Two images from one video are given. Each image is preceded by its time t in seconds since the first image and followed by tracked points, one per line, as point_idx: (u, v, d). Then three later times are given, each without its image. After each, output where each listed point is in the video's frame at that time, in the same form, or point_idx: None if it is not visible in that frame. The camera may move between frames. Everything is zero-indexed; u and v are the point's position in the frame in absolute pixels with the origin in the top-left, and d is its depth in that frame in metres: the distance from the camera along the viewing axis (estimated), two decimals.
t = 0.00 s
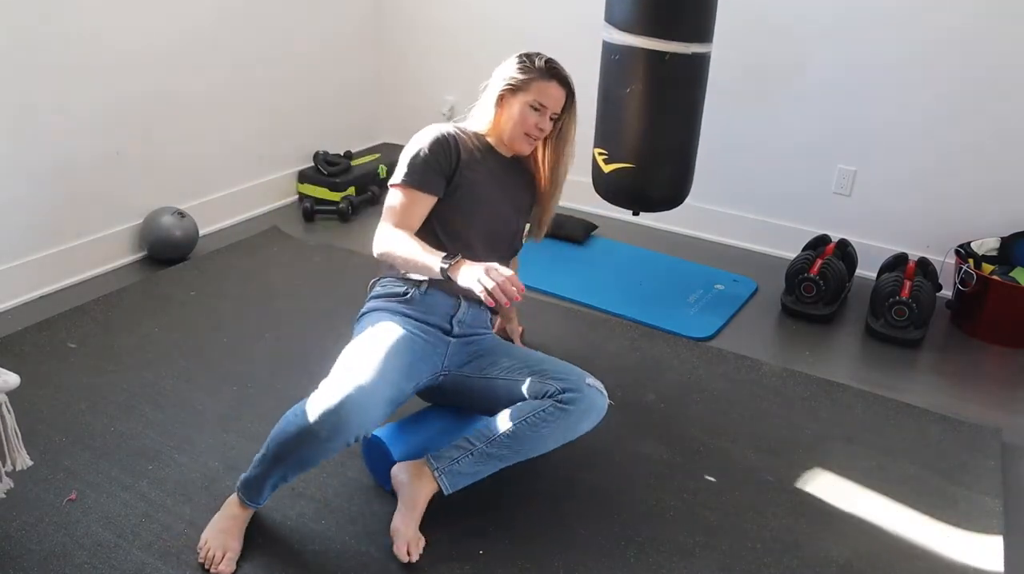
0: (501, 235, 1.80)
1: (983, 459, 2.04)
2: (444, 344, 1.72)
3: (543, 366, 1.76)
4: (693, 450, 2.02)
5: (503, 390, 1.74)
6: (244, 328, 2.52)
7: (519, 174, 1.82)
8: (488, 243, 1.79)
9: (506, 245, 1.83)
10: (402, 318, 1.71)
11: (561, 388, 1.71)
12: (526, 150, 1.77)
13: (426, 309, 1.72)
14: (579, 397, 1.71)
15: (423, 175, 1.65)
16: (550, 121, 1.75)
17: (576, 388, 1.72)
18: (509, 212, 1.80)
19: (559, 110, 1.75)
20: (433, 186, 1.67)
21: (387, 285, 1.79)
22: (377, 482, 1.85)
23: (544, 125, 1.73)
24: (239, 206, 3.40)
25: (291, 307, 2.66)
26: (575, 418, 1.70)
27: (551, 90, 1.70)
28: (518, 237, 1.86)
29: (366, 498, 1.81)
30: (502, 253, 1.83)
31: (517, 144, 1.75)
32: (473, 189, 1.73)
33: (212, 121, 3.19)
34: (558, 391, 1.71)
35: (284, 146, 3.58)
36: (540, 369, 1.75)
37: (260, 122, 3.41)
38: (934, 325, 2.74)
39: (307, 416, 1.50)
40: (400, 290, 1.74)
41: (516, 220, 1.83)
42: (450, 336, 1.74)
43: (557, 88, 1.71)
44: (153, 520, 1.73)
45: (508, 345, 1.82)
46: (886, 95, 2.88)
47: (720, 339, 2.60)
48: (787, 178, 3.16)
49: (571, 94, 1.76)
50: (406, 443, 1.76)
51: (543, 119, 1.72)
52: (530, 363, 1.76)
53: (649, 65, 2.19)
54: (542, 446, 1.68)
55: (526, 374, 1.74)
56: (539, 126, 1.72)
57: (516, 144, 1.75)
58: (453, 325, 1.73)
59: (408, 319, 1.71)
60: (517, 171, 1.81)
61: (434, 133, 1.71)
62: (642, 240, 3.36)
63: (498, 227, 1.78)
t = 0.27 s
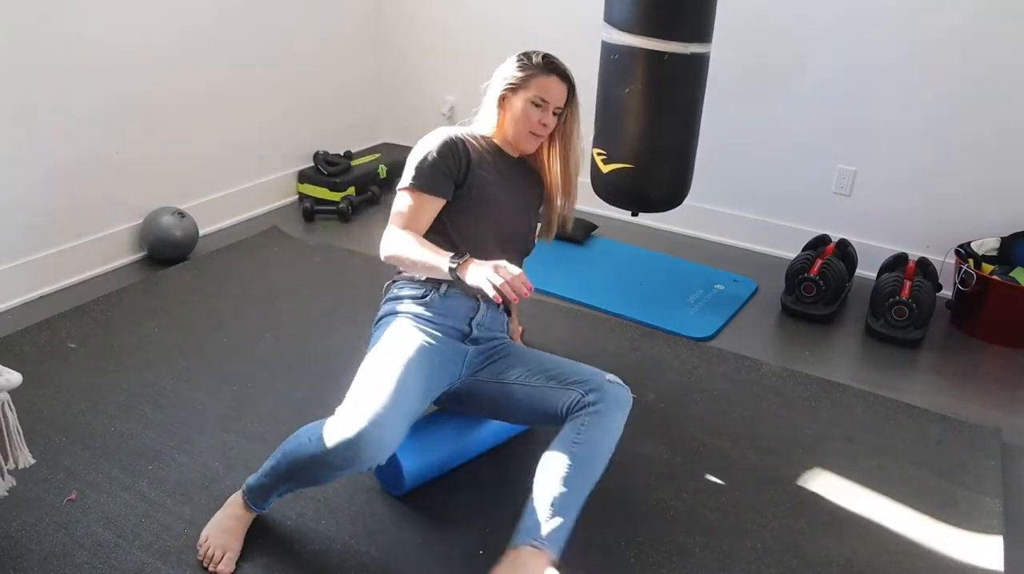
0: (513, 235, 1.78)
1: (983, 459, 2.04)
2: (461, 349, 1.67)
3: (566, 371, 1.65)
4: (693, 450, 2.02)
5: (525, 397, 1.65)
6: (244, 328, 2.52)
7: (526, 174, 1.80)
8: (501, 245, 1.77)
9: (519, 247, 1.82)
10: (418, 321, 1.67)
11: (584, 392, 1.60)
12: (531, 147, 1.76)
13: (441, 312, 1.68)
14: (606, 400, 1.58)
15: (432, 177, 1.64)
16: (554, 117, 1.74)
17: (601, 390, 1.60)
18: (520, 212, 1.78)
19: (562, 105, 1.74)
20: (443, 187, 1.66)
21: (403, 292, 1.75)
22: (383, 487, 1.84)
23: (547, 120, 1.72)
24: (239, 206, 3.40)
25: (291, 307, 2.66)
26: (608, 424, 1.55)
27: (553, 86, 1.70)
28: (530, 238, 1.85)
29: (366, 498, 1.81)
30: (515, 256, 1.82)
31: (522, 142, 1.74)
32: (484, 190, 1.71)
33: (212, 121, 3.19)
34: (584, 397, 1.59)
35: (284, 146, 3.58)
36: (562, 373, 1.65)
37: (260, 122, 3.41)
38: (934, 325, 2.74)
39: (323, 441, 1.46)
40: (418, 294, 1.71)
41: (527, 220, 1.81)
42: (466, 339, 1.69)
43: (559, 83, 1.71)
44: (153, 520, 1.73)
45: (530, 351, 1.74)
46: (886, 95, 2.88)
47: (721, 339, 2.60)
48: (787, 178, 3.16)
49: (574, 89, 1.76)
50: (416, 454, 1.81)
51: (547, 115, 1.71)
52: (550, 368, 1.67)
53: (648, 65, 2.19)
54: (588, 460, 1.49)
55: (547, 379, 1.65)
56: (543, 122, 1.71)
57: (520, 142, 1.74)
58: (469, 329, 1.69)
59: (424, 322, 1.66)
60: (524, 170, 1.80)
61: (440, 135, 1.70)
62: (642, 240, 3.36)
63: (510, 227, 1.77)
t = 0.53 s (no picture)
0: (532, 244, 1.72)
1: (984, 459, 2.04)
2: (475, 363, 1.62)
3: (588, 395, 1.54)
4: (693, 450, 2.02)
5: (543, 420, 1.56)
6: (244, 328, 2.52)
7: (539, 181, 1.74)
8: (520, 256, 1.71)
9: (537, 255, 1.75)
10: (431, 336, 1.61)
11: (609, 424, 1.49)
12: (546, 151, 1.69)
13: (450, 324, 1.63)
14: (633, 435, 1.47)
15: (455, 185, 1.56)
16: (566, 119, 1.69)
17: (628, 423, 1.48)
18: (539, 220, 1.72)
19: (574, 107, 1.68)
20: (465, 195, 1.58)
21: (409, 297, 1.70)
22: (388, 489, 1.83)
23: (561, 122, 1.66)
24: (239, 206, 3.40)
25: (291, 307, 2.66)
26: (637, 464, 1.45)
27: (563, 86, 1.64)
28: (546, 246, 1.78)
29: (366, 498, 1.81)
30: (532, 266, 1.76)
31: (535, 146, 1.67)
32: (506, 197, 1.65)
33: (212, 121, 3.19)
34: (609, 431, 1.48)
35: (284, 146, 3.58)
36: (583, 398, 1.54)
37: (260, 121, 3.41)
38: (934, 325, 2.74)
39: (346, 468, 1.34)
40: (425, 304, 1.65)
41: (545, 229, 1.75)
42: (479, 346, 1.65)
43: (569, 83, 1.66)
44: (154, 520, 1.73)
45: (547, 365, 1.64)
46: (886, 95, 2.88)
47: (721, 339, 2.60)
48: (787, 178, 3.16)
49: (584, 91, 1.71)
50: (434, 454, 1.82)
51: (559, 117, 1.65)
52: (571, 391, 1.56)
53: (646, 66, 2.19)
54: (619, 511, 1.41)
55: (568, 404, 1.54)
56: (556, 124, 1.65)
57: (534, 147, 1.68)
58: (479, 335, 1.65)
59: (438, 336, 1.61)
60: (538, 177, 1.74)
61: (457, 141, 1.62)
62: (642, 240, 3.36)
63: (529, 237, 1.70)
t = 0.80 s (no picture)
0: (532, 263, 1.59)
1: (984, 459, 2.04)
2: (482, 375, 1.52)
3: (598, 395, 1.50)
4: (693, 451, 2.02)
5: (554, 424, 1.52)
6: (244, 328, 2.52)
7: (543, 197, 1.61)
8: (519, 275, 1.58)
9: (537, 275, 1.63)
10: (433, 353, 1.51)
11: (622, 423, 1.45)
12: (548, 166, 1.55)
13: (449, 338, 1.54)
14: (647, 433, 1.44)
15: (450, 198, 1.45)
16: (571, 130, 1.54)
17: (640, 420, 1.45)
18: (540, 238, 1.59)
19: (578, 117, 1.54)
20: (461, 209, 1.47)
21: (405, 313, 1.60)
22: (392, 494, 1.82)
23: (562, 134, 1.52)
24: (239, 206, 3.40)
25: (291, 307, 2.66)
26: (651, 462, 1.43)
27: (564, 96, 1.50)
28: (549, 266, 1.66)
29: (366, 497, 1.82)
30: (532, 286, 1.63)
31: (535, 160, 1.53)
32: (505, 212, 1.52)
33: (212, 120, 3.19)
34: (622, 431, 1.44)
35: (284, 146, 3.58)
36: (593, 399, 1.50)
37: (260, 121, 3.42)
38: (934, 325, 2.74)
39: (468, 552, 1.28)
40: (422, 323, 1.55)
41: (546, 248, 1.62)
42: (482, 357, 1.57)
43: (572, 92, 1.52)
44: (153, 520, 1.73)
45: (553, 367, 1.59)
46: (886, 95, 2.88)
47: (720, 339, 2.60)
48: (787, 179, 3.16)
49: (591, 99, 1.56)
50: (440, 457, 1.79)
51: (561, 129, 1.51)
52: (579, 394, 1.52)
53: (644, 66, 2.19)
54: (628, 510, 1.39)
55: (579, 406, 1.50)
56: (556, 135, 1.51)
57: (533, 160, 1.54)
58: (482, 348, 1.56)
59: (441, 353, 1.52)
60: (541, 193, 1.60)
61: (455, 153, 1.50)
62: (642, 240, 3.36)
63: (529, 256, 1.58)
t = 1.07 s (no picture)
0: (520, 263, 1.58)
1: (984, 459, 2.04)
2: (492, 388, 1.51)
3: (607, 401, 1.51)
4: (693, 451, 2.02)
5: (564, 433, 1.52)
6: (244, 328, 2.52)
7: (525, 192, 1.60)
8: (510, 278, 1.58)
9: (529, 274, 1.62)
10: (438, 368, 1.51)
11: (634, 427, 1.45)
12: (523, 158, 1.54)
13: (456, 352, 1.54)
14: (659, 435, 1.45)
15: (425, 211, 1.44)
16: (542, 119, 1.54)
17: (651, 422, 1.46)
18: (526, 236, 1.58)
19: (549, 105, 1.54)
20: (437, 221, 1.45)
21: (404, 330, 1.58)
22: (395, 496, 1.81)
23: (533, 122, 1.51)
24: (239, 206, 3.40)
25: (291, 307, 2.66)
26: (663, 463, 1.43)
27: (531, 84, 1.51)
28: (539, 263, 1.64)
29: (366, 497, 1.82)
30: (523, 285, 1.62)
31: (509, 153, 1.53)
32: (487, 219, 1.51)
33: (212, 120, 3.19)
34: (633, 434, 1.45)
35: (284, 146, 3.58)
36: (603, 405, 1.51)
37: (260, 121, 3.42)
38: (934, 325, 2.74)
39: None
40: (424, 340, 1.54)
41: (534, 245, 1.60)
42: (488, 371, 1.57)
43: (539, 80, 1.52)
44: (154, 520, 1.73)
45: (560, 376, 1.60)
46: (886, 95, 2.88)
47: (720, 339, 2.60)
48: (787, 179, 3.16)
49: (562, 86, 1.56)
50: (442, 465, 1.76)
51: (530, 117, 1.51)
52: (587, 400, 1.53)
53: (642, 66, 2.19)
54: (637, 510, 1.38)
55: (588, 413, 1.51)
56: (527, 124, 1.51)
57: (507, 154, 1.53)
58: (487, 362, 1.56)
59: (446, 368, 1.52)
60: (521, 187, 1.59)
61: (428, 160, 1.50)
62: (642, 240, 3.36)
63: (517, 256, 1.56)
